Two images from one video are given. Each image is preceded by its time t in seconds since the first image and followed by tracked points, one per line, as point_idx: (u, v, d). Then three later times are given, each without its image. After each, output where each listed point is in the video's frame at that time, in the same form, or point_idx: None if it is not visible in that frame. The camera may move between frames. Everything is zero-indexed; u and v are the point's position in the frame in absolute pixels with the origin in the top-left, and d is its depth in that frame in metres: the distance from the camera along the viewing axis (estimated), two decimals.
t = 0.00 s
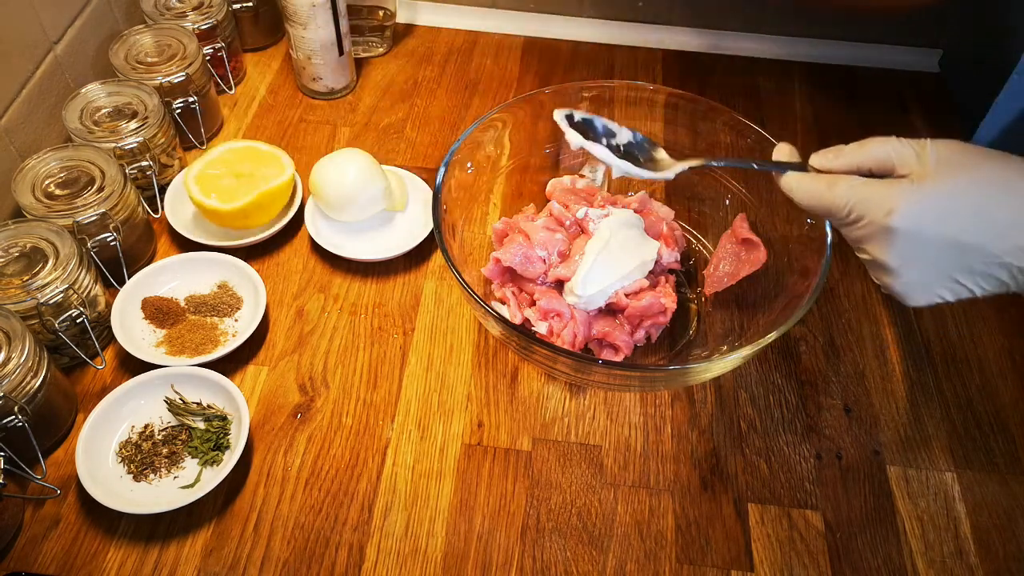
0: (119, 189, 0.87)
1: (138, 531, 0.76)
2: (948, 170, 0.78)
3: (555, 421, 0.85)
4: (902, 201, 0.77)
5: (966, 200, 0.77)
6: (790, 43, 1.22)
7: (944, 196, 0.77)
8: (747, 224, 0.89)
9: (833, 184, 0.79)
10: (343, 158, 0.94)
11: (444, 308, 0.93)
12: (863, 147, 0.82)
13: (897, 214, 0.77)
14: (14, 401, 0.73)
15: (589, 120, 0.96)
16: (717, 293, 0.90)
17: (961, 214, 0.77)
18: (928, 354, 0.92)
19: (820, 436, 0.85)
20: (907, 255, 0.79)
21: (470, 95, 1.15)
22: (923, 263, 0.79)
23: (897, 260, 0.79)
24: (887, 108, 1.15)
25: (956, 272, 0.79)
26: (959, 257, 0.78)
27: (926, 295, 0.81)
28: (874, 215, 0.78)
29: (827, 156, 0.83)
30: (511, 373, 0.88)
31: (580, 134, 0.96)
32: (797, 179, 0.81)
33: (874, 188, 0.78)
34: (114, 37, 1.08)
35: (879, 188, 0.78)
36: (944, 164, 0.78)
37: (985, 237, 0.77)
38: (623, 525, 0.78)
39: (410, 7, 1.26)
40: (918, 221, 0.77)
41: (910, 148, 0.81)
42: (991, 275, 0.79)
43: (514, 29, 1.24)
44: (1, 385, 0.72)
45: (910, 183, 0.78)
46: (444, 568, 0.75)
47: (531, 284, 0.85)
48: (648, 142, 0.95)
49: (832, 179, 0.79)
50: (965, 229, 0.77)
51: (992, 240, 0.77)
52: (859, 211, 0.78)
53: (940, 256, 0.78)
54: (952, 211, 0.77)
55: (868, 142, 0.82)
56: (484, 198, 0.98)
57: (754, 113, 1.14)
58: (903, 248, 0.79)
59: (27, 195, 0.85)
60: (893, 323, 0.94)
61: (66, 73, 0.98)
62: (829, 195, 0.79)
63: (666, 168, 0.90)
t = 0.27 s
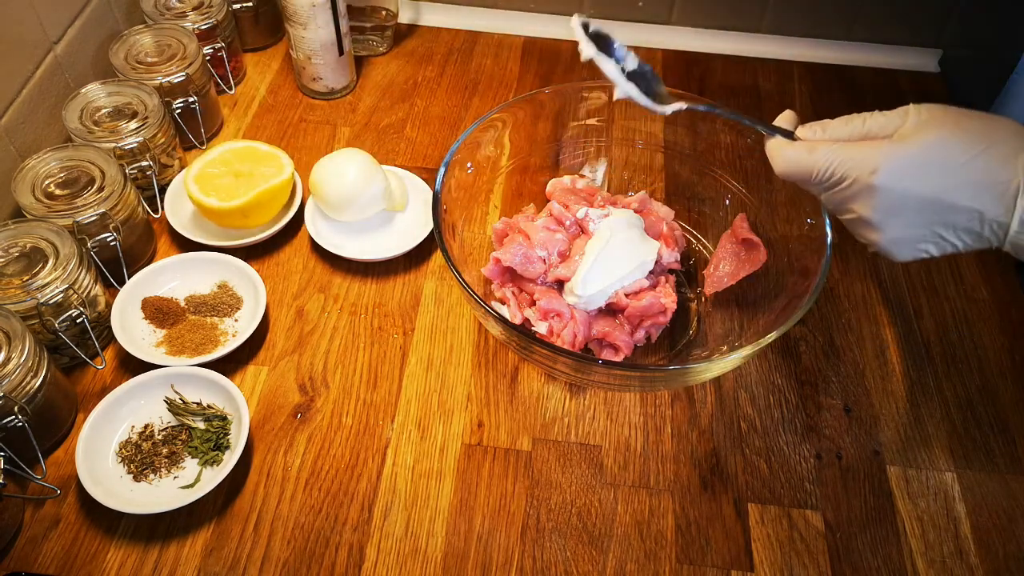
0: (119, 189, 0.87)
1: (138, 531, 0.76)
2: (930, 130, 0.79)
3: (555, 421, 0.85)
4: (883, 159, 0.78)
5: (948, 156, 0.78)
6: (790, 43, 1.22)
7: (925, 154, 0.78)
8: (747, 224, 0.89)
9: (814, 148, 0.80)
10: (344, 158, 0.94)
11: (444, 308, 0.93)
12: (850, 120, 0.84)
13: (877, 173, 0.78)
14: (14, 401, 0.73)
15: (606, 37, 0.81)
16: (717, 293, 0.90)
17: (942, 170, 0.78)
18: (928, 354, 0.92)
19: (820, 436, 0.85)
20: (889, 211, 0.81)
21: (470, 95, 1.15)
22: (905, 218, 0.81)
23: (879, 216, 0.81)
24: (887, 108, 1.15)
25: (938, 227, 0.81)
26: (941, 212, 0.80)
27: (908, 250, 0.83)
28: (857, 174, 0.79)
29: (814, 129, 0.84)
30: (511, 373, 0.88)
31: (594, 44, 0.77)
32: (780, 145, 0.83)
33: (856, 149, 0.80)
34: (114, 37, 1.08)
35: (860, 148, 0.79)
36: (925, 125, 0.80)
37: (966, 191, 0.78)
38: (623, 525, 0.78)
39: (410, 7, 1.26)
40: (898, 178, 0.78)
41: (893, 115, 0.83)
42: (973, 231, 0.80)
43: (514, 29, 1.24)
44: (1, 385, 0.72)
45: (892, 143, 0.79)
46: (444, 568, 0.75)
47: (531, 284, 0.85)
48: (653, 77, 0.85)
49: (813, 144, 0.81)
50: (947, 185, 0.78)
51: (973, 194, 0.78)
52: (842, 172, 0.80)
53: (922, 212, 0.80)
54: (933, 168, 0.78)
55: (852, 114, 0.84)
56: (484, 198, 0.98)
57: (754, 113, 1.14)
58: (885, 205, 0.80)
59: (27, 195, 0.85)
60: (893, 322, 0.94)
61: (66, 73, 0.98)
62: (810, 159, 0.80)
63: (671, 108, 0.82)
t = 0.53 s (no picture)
0: (119, 189, 0.87)
1: (138, 531, 0.76)
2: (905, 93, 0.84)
3: (555, 421, 0.85)
4: (862, 123, 0.83)
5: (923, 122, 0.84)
6: (790, 43, 1.22)
7: (900, 120, 0.83)
8: (747, 224, 0.89)
9: (795, 106, 0.83)
10: (344, 158, 0.94)
11: (444, 308, 0.93)
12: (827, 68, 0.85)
13: (853, 135, 0.83)
14: (14, 402, 0.73)
15: None
16: (717, 293, 0.90)
17: (915, 137, 0.84)
18: (928, 354, 0.92)
19: (820, 436, 0.85)
20: (863, 172, 0.86)
21: (470, 95, 1.15)
22: (875, 179, 0.87)
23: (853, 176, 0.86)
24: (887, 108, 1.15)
25: (905, 186, 0.87)
26: (910, 174, 0.86)
27: (876, 208, 0.90)
28: (837, 136, 0.83)
29: (793, 72, 0.84)
30: (511, 373, 0.88)
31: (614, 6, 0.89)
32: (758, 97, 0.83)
33: (837, 110, 0.83)
34: (114, 37, 1.08)
35: (842, 107, 0.83)
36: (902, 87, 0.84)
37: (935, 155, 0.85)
38: (623, 525, 0.78)
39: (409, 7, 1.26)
40: (872, 140, 0.83)
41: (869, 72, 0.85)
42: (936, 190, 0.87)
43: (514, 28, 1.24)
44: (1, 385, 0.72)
45: (870, 104, 0.83)
46: (444, 568, 0.75)
47: (531, 284, 0.85)
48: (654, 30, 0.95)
49: (794, 101, 0.83)
50: (918, 150, 0.85)
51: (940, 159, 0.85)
52: (820, 131, 0.84)
53: (893, 174, 0.86)
54: (907, 134, 0.84)
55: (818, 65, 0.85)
56: (484, 198, 0.97)
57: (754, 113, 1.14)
58: (859, 168, 0.86)
59: (27, 195, 0.85)
60: (893, 323, 0.94)
61: (66, 72, 0.98)
62: (791, 116, 0.82)
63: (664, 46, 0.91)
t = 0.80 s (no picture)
0: (119, 189, 0.87)
1: (138, 531, 0.76)
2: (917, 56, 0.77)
3: (555, 421, 0.85)
4: (865, 87, 0.78)
5: (932, 86, 0.77)
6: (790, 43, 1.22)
7: (906, 85, 0.77)
8: (747, 224, 0.89)
9: (804, 69, 0.79)
10: (344, 158, 0.94)
11: (444, 308, 0.93)
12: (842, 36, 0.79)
13: (861, 101, 0.78)
14: (14, 402, 0.73)
15: None
16: (717, 293, 0.90)
17: (920, 100, 0.78)
18: (928, 354, 0.92)
19: (820, 436, 0.85)
20: (866, 139, 0.83)
21: (470, 95, 1.15)
22: (878, 141, 0.83)
23: (856, 139, 0.84)
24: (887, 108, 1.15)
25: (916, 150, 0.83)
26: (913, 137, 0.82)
27: (883, 172, 0.86)
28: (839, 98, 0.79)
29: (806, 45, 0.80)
30: (511, 373, 0.88)
31: None
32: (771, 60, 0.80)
33: (840, 74, 0.78)
34: (114, 37, 1.08)
35: (843, 69, 0.78)
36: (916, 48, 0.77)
37: (943, 119, 0.79)
38: (623, 525, 0.78)
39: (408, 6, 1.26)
40: (880, 105, 0.79)
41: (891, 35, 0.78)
42: (940, 153, 0.83)
43: (513, 28, 1.24)
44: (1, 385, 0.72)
45: (873, 70, 0.78)
46: (444, 568, 0.75)
47: (531, 284, 0.85)
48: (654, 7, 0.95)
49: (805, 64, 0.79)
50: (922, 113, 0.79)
51: (951, 121, 0.79)
52: (830, 94, 0.80)
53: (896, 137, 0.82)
54: (912, 96, 0.78)
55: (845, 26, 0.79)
56: (484, 198, 0.97)
57: (754, 113, 1.14)
58: (863, 130, 0.82)
59: (27, 195, 0.85)
60: (893, 323, 0.94)
61: (66, 72, 0.98)
62: (799, 80, 0.79)
63: (671, 8, 0.92)
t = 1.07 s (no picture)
0: (119, 189, 0.87)
1: (138, 531, 0.76)
2: None
3: (555, 421, 0.85)
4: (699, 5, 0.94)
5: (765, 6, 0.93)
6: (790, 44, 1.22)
7: None
8: (747, 224, 0.89)
9: None
10: (344, 158, 0.94)
11: (444, 308, 0.93)
12: None
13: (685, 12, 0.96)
14: (14, 401, 0.73)
15: None
16: (717, 293, 0.90)
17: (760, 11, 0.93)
18: (928, 354, 0.92)
19: (820, 436, 0.85)
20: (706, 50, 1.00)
21: (470, 95, 1.15)
22: (719, 53, 1.00)
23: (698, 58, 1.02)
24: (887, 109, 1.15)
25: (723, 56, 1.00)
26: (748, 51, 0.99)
27: (716, 70, 1.03)
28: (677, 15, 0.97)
29: None
30: (511, 373, 0.88)
31: None
32: None
33: None
34: (114, 37, 1.08)
35: None
36: None
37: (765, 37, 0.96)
38: (624, 525, 0.78)
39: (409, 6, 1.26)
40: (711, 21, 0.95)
41: None
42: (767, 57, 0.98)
43: (513, 29, 1.24)
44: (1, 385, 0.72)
45: None
46: (444, 568, 0.75)
47: (531, 284, 0.85)
48: None
49: None
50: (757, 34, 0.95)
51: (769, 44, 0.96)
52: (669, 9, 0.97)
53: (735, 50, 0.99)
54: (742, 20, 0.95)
55: None
56: (484, 198, 0.97)
57: (754, 113, 1.14)
58: (702, 43, 0.98)
59: (27, 195, 0.85)
60: (893, 323, 0.94)
61: (66, 72, 0.98)
62: None
63: None
